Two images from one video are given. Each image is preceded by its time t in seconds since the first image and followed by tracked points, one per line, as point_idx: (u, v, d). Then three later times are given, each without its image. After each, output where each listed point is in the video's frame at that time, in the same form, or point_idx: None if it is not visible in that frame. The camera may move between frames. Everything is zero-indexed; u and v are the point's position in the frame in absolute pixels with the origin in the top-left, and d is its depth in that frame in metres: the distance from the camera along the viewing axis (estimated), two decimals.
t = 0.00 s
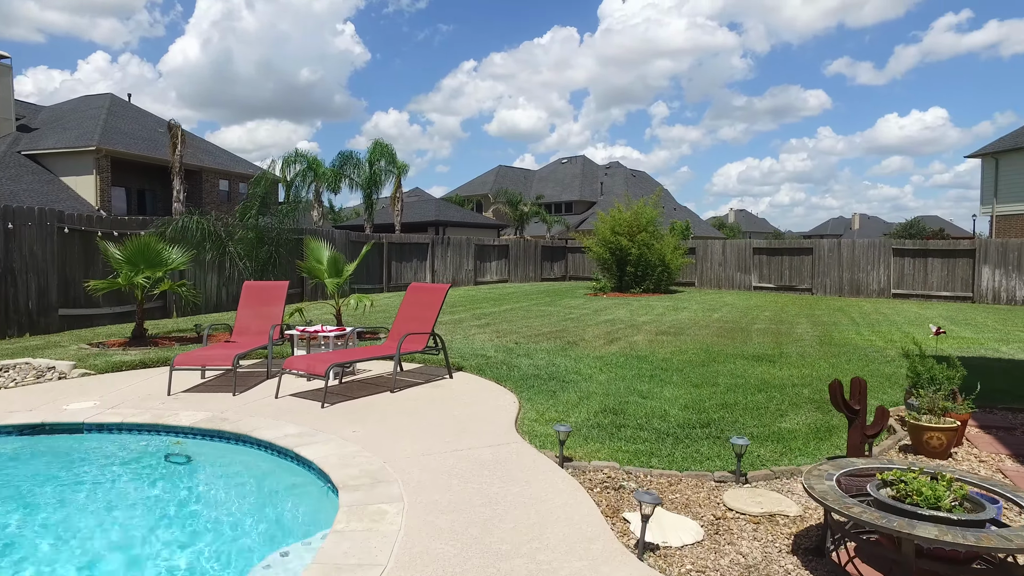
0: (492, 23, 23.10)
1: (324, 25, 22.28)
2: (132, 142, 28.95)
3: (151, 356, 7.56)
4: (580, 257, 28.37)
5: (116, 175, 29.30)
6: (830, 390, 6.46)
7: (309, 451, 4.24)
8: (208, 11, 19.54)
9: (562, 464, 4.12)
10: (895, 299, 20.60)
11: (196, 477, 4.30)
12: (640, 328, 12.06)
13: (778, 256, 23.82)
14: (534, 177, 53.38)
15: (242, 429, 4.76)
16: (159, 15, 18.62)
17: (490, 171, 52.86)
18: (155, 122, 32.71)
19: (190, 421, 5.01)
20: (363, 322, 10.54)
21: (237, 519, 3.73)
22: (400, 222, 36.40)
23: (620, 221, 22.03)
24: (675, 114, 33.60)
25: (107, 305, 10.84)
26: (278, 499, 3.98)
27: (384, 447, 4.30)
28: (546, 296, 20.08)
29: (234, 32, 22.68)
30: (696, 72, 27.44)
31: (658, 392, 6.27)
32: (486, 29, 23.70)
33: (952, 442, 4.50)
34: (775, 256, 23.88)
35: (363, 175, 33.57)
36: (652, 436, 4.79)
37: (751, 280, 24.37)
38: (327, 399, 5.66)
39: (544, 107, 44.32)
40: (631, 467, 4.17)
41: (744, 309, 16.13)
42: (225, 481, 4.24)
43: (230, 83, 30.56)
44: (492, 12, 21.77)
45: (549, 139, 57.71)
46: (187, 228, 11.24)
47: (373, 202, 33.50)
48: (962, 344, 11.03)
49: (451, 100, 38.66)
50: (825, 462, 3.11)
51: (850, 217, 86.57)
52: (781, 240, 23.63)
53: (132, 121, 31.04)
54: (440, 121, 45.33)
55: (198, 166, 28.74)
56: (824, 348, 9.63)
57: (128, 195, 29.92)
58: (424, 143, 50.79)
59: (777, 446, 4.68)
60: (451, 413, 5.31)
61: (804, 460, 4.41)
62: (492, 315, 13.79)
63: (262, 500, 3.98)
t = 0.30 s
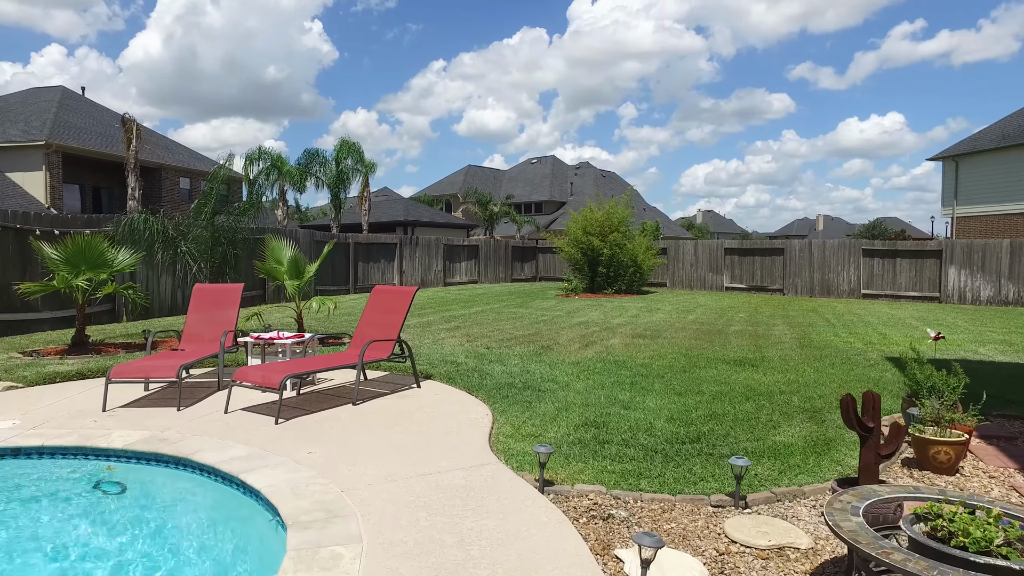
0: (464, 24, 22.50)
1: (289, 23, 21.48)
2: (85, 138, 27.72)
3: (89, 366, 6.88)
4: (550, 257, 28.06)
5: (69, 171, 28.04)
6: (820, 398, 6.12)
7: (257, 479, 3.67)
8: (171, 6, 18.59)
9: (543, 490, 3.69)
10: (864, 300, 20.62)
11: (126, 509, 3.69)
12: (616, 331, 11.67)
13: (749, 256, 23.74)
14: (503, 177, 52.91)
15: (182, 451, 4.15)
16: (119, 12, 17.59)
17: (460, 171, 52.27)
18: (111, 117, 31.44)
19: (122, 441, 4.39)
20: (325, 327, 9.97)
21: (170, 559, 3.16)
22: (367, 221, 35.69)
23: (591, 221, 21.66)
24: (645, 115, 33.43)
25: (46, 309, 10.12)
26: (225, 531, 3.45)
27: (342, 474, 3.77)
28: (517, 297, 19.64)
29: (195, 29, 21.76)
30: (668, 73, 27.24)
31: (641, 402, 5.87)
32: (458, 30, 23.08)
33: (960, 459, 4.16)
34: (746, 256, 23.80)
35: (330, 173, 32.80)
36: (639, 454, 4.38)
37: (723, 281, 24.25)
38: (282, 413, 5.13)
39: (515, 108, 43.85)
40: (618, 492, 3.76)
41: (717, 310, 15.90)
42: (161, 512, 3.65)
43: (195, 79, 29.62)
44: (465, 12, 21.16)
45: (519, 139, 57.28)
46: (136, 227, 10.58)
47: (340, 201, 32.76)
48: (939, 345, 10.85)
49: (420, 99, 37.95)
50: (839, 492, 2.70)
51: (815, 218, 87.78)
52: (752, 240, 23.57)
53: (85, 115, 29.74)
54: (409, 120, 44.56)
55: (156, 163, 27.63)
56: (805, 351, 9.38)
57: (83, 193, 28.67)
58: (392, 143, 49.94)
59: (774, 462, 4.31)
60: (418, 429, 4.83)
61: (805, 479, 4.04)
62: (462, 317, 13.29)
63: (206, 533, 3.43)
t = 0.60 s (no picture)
0: (442, 23, 21.83)
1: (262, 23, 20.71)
2: (46, 132, 26.56)
3: (28, 376, 6.20)
4: (529, 257, 27.67)
5: (28, 167, 26.85)
6: (829, 408, 5.72)
7: (208, 513, 3.09)
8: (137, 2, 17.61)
9: (542, 521, 3.20)
10: (846, 299, 20.46)
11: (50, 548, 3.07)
12: (601, 333, 11.23)
13: (730, 255, 23.51)
14: (480, 176, 52.38)
15: (123, 479, 3.54)
16: (77, 6, 16.56)
17: (436, 170, 51.60)
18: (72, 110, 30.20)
19: (54, 464, 3.77)
20: (296, 331, 9.37)
21: None
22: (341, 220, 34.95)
23: (571, 220, 21.22)
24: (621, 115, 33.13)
25: None
26: (176, 561, 2.97)
27: (309, 508, 3.21)
28: (496, 298, 19.16)
29: (162, 26, 20.88)
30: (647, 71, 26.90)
31: (640, 412, 5.41)
32: (435, 28, 22.33)
33: (1000, 478, 3.75)
34: (728, 256, 23.56)
35: (302, 171, 31.98)
36: (646, 474, 3.91)
37: (704, 280, 23.99)
38: (244, 431, 4.55)
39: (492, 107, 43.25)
40: (628, 522, 3.28)
41: (701, 310, 15.60)
42: (92, 552, 3.04)
43: (165, 76, 28.68)
44: (443, 10, 20.47)
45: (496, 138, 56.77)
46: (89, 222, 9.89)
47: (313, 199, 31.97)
48: (933, 347, 10.53)
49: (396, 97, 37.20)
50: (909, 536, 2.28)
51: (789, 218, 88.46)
52: (733, 240, 23.34)
53: (45, 108, 28.51)
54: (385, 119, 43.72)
55: (121, 160, 26.57)
56: (800, 353, 9.01)
57: (42, 189, 27.56)
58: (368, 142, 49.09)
59: (796, 482, 3.87)
60: (396, 448, 4.30)
61: (834, 503, 3.60)
62: (441, 319, 12.76)
63: (149, 563, 2.93)
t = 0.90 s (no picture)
0: (417, 22, 21.18)
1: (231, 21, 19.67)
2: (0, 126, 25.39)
3: None
4: (505, 256, 27.25)
5: None
6: (834, 417, 5.37)
7: (141, 562, 2.58)
8: None
9: (541, 560, 2.76)
10: (825, 299, 20.33)
11: None
12: (583, 335, 10.82)
13: (709, 255, 23.30)
14: (455, 174, 51.78)
15: (45, 516, 3.00)
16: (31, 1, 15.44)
17: (410, 168, 50.88)
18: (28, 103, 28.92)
19: None
20: (263, 335, 8.80)
21: None
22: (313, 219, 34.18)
23: (549, 219, 20.82)
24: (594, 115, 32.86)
25: None
26: None
27: (265, 551, 2.73)
28: (473, 298, 18.67)
29: (125, 20, 19.96)
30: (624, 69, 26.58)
31: (636, 424, 5.01)
32: (411, 26, 21.60)
33: None
34: (706, 255, 23.35)
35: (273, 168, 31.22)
36: (652, 498, 3.50)
37: (682, 280, 23.75)
38: (197, 452, 4.03)
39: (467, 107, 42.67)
40: (639, 558, 2.85)
41: (682, 310, 15.32)
42: None
43: (129, 70, 27.67)
44: (418, 8, 19.87)
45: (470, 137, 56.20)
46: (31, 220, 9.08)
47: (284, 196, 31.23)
48: (921, 348, 10.28)
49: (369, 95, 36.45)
50: None
51: (761, 218, 89.10)
52: (711, 239, 23.12)
53: None
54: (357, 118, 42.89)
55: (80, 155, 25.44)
56: (791, 356, 8.69)
57: None
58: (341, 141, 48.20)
59: (818, 506, 3.48)
60: (370, 470, 3.81)
61: (864, 530, 3.22)
62: (416, 321, 12.25)
63: None
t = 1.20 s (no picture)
0: (380, 19, 20.41)
1: (189, 18, 18.59)
2: None
3: None
4: (471, 257, 26.74)
5: None
6: (835, 429, 5.00)
7: None
8: None
9: None
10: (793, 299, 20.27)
11: None
12: (557, 339, 10.36)
13: (677, 255, 23.11)
14: (420, 173, 51.02)
15: None
16: None
17: (373, 168, 49.94)
18: None
19: None
20: (215, 341, 8.16)
21: None
22: (273, 218, 33.17)
23: (517, 218, 20.36)
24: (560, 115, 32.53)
25: None
26: None
27: None
28: (439, 299, 18.11)
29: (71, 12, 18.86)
30: (591, 69, 26.22)
31: (627, 440, 4.56)
32: (373, 23, 20.74)
33: None
34: (675, 255, 23.15)
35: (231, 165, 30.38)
36: (658, 534, 3.04)
37: (650, 280, 23.52)
38: (126, 487, 3.43)
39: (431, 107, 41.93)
40: None
41: (654, 312, 15.01)
42: None
43: (77, 64, 26.39)
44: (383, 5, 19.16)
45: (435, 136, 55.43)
46: None
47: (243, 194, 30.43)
48: (900, 349, 10.06)
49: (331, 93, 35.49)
50: None
51: (724, 218, 89.98)
52: (680, 239, 22.93)
53: None
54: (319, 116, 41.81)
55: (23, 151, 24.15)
56: (774, 360, 8.35)
57: None
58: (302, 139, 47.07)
59: (844, 538, 3.07)
60: (330, 504, 3.28)
61: (899, 568, 2.81)
62: (380, 324, 11.66)
63: None
